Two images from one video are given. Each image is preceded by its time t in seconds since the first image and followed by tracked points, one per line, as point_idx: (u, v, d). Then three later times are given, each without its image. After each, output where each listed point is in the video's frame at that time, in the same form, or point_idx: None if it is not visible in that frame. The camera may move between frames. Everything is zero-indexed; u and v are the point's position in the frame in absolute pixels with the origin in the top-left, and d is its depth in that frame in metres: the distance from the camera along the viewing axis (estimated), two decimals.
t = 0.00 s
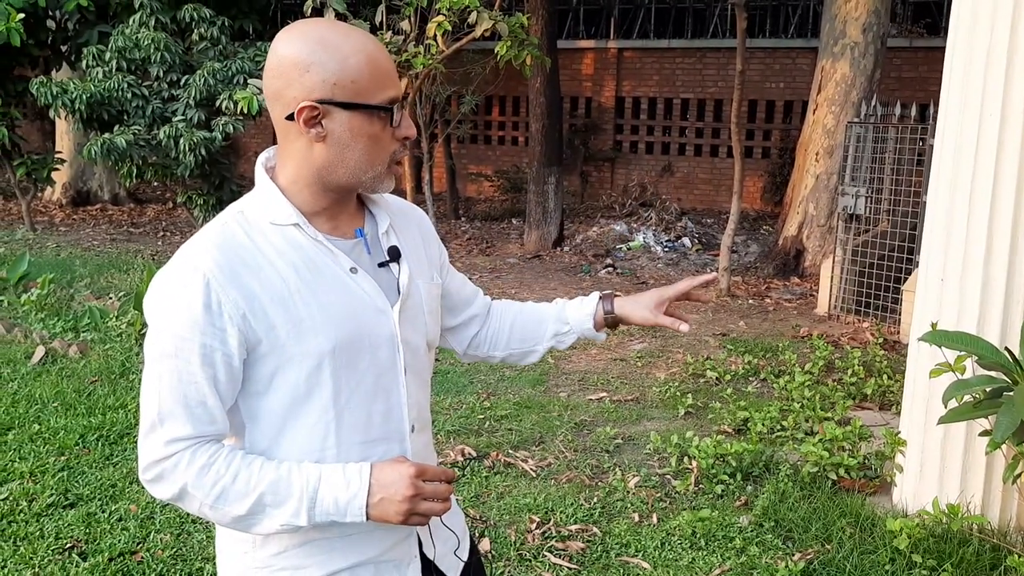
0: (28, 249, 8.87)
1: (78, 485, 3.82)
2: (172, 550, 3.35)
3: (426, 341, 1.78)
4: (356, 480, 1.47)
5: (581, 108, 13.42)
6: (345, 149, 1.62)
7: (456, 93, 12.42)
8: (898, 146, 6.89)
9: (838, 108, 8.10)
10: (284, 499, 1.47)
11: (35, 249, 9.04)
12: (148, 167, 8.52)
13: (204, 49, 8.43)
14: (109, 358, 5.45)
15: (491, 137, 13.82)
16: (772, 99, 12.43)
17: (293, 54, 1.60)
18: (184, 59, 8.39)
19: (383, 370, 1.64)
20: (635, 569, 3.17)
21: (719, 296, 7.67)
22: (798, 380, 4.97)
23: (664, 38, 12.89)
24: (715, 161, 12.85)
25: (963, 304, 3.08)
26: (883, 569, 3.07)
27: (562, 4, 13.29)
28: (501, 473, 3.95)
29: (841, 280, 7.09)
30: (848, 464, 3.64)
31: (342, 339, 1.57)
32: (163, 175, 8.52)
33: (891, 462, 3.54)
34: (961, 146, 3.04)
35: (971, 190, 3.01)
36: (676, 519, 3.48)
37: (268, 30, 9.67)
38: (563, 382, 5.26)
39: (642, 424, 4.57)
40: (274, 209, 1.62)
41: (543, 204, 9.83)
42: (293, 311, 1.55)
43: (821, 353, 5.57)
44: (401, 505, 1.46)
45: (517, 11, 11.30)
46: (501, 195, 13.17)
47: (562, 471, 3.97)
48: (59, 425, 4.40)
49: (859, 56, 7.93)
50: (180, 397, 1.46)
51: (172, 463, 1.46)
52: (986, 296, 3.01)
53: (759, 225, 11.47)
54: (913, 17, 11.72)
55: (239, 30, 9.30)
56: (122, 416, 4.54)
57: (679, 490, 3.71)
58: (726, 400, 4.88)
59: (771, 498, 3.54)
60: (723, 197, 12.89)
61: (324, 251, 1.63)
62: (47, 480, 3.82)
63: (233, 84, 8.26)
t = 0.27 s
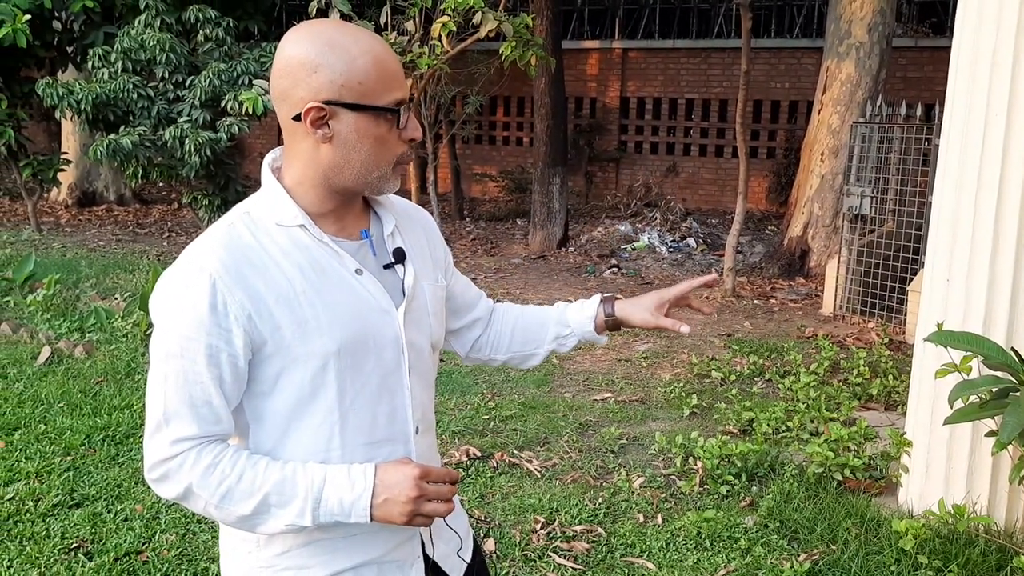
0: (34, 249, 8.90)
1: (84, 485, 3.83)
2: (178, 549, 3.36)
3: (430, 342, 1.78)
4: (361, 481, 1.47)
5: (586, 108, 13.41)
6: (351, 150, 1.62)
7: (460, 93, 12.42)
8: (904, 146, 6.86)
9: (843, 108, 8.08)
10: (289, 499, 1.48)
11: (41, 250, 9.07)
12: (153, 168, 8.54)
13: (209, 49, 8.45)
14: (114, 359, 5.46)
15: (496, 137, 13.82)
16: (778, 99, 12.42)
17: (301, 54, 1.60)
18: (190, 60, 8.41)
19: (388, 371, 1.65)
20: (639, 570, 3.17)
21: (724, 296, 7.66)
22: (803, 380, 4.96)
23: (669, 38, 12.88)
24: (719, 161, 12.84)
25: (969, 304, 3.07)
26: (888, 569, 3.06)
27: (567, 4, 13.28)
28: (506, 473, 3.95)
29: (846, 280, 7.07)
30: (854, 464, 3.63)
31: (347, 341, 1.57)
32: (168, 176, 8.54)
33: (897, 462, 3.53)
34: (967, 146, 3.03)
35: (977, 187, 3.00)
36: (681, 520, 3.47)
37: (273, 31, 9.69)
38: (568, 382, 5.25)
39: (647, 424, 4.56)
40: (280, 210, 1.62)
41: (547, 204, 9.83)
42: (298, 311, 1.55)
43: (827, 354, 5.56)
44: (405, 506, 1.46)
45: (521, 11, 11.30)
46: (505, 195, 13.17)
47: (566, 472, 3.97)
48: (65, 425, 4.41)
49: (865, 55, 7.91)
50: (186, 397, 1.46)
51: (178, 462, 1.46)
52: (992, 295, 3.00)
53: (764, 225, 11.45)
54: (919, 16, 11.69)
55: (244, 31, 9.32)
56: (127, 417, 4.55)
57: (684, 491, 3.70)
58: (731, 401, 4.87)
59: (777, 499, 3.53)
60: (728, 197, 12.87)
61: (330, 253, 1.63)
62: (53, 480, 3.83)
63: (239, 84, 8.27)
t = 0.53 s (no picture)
0: (40, 249, 8.93)
1: (90, 484, 3.84)
2: (183, 548, 3.36)
3: (435, 342, 1.79)
4: (363, 473, 1.48)
5: (590, 107, 13.41)
6: (364, 156, 1.62)
7: (464, 93, 12.42)
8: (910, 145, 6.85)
9: (848, 107, 8.06)
10: (291, 491, 1.48)
11: (46, 249, 9.09)
12: (158, 168, 8.55)
13: (214, 49, 8.47)
14: (119, 358, 5.47)
15: (500, 136, 13.82)
16: (782, 98, 12.40)
17: (318, 59, 1.59)
18: (194, 60, 8.43)
19: (392, 371, 1.64)
20: (644, 569, 3.17)
21: (728, 296, 7.65)
22: (808, 379, 4.96)
23: (673, 37, 12.87)
24: (724, 160, 12.82)
25: (975, 303, 3.06)
26: (894, 569, 3.05)
27: (571, 4, 13.28)
28: (510, 472, 3.95)
29: (851, 279, 7.07)
30: (858, 463, 3.63)
31: (352, 339, 1.58)
32: (173, 175, 8.55)
33: (902, 461, 3.53)
34: (973, 145, 3.02)
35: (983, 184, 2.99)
36: (686, 519, 3.47)
37: (277, 31, 9.70)
38: (572, 382, 5.25)
39: (652, 423, 4.56)
40: (287, 207, 1.63)
41: (552, 203, 9.83)
42: (302, 307, 1.55)
43: (832, 353, 5.56)
44: (407, 498, 1.47)
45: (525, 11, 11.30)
46: (509, 195, 13.17)
47: (571, 471, 3.96)
48: (70, 424, 4.42)
49: (870, 54, 7.89)
50: (190, 390, 1.47)
51: (180, 453, 1.47)
52: (998, 295, 2.99)
53: (769, 224, 11.44)
54: (924, 15, 11.65)
55: (248, 31, 9.33)
56: (132, 416, 4.56)
57: (688, 489, 3.70)
58: (735, 400, 4.87)
59: (782, 498, 3.53)
60: (732, 196, 12.86)
61: (334, 250, 1.63)
62: (59, 479, 3.84)
63: (243, 84, 8.29)
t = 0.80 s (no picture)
0: (44, 248, 8.95)
1: (94, 482, 3.85)
2: (187, 547, 3.37)
3: (437, 341, 1.79)
4: (368, 470, 1.48)
5: (593, 106, 13.40)
6: (364, 152, 1.63)
7: (468, 92, 12.42)
8: (913, 144, 6.84)
9: (851, 106, 8.05)
10: (295, 488, 1.48)
11: (51, 248, 9.11)
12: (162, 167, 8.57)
13: (217, 49, 8.50)
14: (124, 357, 5.48)
15: (503, 135, 13.82)
16: (786, 97, 12.38)
17: (316, 54, 1.59)
18: (198, 59, 8.44)
19: (395, 369, 1.65)
20: (648, 567, 3.17)
21: (732, 295, 7.65)
22: (812, 378, 4.96)
23: (677, 36, 12.86)
24: (728, 159, 12.81)
25: (979, 302, 3.06)
26: (898, 568, 3.05)
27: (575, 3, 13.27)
28: (514, 471, 3.95)
29: (855, 278, 7.05)
30: (862, 463, 3.62)
31: (354, 336, 1.58)
32: (177, 174, 8.57)
33: (906, 460, 3.52)
34: (977, 144, 3.02)
35: (988, 182, 2.99)
36: (690, 517, 3.47)
37: (281, 30, 9.72)
38: (576, 381, 5.25)
39: (656, 422, 4.56)
40: (289, 206, 1.63)
41: (555, 202, 9.83)
42: (305, 305, 1.56)
43: (835, 352, 5.55)
44: (412, 495, 1.47)
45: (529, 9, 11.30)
46: (513, 194, 13.18)
47: (575, 470, 3.97)
48: (75, 423, 4.43)
49: (873, 53, 7.88)
50: (193, 387, 1.47)
51: (185, 452, 1.47)
52: (1002, 293, 2.99)
53: (773, 223, 11.43)
54: (928, 14, 11.64)
55: (252, 30, 9.34)
56: (137, 414, 4.57)
57: (692, 489, 3.70)
58: (739, 399, 4.87)
59: (785, 497, 3.53)
60: (736, 195, 12.84)
61: (337, 249, 1.63)
62: (64, 477, 3.85)
63: (247, 83, 8.30)
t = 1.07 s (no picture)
0: (47, 248, 8.96)
1: (97, 481, 3.86)
2: (190, 546, 3.37)
3: (437, 341, 1.79)
4: (368, 466, 1.48)
5: (595, 106, 13.40)
6: (367, 151, 1.63)
7: (470, 91, 12.43)
8: (916, 143, 6.83)
9: (854, 105, 8.04)
10: (294, 485, 1.48)
11: (54, 248, 9.12)
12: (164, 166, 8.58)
13: (220, 48, 8.50)
14: (126, 357, 5.49)
15: (506, 135, 13.82)
16: (788, 96, 12.37)
17: (316, 55, 1.59)
18: (200, 59, 8.44)
19: (394, 369, 1.65)
20: (650, 567, 3.17)
21: (734, 294, 7.64)
22: (814, 378, 4.95)
23: (679, 35, 12.85)
24: (730, 159, 12.80)
25: (981, 301, 3.05)
26: (900, 568, 3.04)
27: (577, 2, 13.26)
28: (516, 471, 3.95)
29: (857, 277, 7.04)
30: (865, 462, 3.62)
31: (353, 335, 1.58)
32: (179, 174, 8.58)
33: (908, 459, 3.52)
34: (981, 142, 3.01)
35: (991, 182, 2.98)
36: (692, 517, 3.47)
37: (283, 29, 9.72)
38: (578, 380, 5.25)
39: (658, 421, 4.56)
40: (289, 205, 1.63)
41: (557, 202, 9.83)
42: (304, 303, 1.56)
43: (838, 351, 5.54)
44: (412, 490, 1.47)
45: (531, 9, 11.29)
46: (515, 193, 13.17)
47: (577, 470, 3.96)
48: (77, 422, 4.43)
49: (876, 52, 7.87)
50: (192, 385, 1.47)
51: (184, 448, 1.47)
52: (1005, 293, 2.98)
53: (775, 223, 11.42)
54: (931, 13, 11.62)
55: (254, 30, 9.34)
56: (139, 414, 4.57)
57: (694, 488, 3.70)
58: (742, 399, 4.86)
59: (788, 496, 3.53)
60: (738, 195, 12.83)
61: (336, 248, 1.64)
62: (66, 476, 3.86)
63: (250, 83, 8.31)
